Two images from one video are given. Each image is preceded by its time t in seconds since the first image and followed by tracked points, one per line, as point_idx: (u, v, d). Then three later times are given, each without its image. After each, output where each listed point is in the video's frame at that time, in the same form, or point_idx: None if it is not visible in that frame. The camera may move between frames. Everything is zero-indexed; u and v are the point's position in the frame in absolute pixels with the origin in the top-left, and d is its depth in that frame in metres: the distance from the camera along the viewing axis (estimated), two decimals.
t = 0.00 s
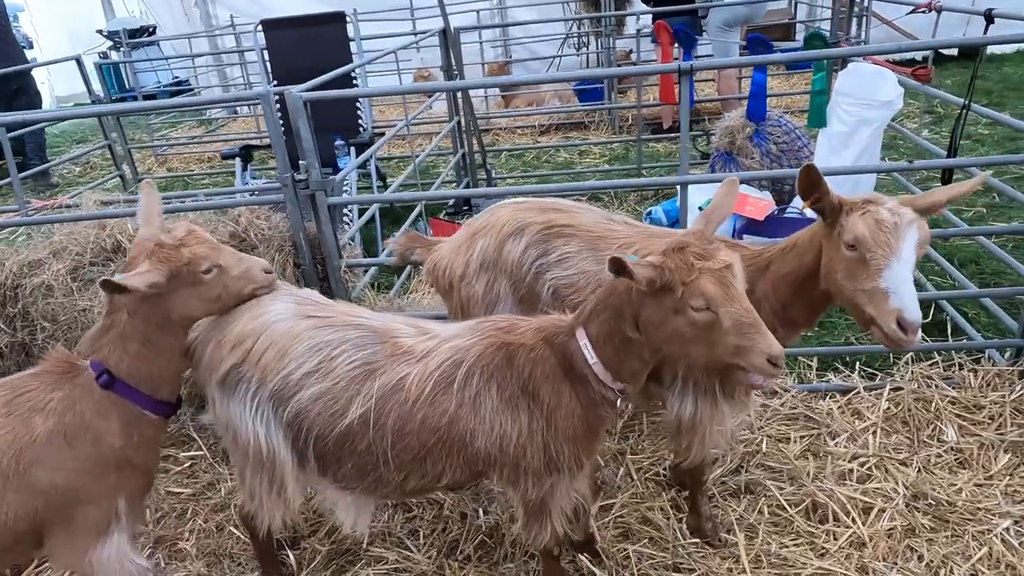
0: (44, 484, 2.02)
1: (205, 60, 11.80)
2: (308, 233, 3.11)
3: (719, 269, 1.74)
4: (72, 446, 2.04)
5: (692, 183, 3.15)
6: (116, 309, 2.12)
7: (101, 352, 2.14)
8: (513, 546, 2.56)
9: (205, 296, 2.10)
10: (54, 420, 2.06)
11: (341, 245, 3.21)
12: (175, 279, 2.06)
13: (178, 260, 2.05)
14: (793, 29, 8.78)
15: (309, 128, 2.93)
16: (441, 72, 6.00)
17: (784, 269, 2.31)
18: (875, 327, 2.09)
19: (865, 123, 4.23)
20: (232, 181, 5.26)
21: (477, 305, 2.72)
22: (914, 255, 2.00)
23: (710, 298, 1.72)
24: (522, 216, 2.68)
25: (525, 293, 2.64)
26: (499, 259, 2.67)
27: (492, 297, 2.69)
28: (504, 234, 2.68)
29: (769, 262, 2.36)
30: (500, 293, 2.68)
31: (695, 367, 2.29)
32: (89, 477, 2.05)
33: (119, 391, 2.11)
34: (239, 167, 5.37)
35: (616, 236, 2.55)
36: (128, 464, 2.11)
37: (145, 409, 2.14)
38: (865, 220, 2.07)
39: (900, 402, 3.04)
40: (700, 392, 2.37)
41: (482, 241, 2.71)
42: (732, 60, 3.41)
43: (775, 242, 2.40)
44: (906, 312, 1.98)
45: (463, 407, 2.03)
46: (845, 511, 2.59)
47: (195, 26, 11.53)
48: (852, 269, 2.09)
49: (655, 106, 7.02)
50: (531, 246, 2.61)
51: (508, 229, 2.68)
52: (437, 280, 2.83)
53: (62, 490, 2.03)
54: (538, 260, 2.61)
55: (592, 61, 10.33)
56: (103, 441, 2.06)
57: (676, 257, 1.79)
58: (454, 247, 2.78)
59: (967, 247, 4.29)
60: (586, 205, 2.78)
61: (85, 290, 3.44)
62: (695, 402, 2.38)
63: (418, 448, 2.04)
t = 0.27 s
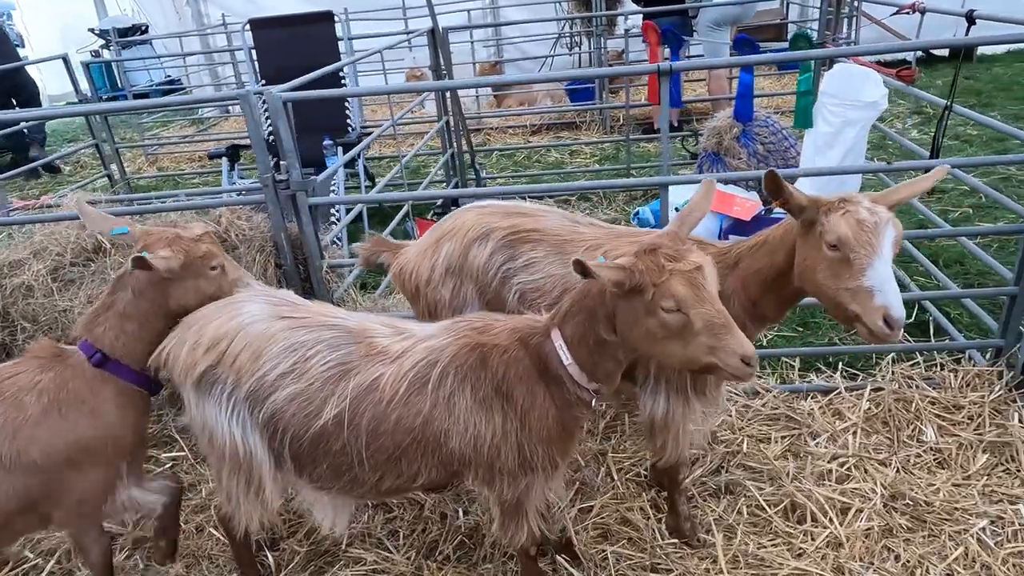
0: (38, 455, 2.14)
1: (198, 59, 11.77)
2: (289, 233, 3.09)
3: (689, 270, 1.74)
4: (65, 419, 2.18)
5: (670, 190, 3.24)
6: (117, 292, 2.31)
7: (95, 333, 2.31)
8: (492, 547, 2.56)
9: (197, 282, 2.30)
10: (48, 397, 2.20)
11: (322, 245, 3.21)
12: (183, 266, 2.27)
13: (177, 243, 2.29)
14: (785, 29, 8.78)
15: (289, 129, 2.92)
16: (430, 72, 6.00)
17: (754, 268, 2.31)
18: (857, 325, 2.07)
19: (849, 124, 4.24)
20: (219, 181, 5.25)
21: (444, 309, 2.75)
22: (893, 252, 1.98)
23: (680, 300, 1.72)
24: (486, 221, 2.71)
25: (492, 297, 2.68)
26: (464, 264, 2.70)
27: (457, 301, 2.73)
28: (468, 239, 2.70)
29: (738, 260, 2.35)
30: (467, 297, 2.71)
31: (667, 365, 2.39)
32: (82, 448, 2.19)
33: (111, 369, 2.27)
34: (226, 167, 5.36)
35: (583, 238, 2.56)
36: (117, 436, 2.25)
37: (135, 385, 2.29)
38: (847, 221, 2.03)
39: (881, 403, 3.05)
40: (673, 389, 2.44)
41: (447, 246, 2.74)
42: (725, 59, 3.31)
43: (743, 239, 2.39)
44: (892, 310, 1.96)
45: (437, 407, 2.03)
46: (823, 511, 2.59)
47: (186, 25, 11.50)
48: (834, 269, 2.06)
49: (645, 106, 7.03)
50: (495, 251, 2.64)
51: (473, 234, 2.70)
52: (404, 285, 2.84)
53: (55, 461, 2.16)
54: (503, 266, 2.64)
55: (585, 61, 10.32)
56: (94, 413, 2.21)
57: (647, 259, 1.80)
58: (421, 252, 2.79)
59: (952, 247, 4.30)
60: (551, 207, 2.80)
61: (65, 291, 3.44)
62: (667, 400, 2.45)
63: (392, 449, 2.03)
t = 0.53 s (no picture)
0: (51, 423, 2.15)
1: (190, 58, 11.73)
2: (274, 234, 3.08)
3: (660, 276, 1.75)
4: (80, 389, 2.20)
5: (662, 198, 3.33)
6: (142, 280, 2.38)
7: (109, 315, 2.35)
8: (476, 548, 2.56)
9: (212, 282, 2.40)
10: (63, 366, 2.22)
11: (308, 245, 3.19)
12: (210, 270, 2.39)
13: (203, 243, 2.42)
14: (777, 30, 8.80)
15: (275, 130, 2.90)
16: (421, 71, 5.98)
17: (733, 267, 2.30)
18: (837, 322, 2.09)
19: (838, 124, 4.22)
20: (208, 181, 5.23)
21: (422, 313, 2.77)
22: (871, 249, 2.01)
23: (651, 306, 1.73)
24: (463, 226, 2.72)
25: (470, 302, 2.69)
26: (440, 270, 2.71)
27: (434, 306, 2.75)
28: (445, 244, 2.72)
29: (717, 260, 2.35)
30: (445, 303, 2.73)
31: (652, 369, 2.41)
32: (97, 418, 2.21)
33: (123, 349, 2.31)
34: (215, 167, 5.35)
35: (560, 243, 2.57)
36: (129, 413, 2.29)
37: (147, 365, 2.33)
38: (825, 220, 2.04)
39: (866, 403, 3.05)
40: (657, 391, 2.45)
41: (423, 251, 2.76)
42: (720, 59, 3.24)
43: (721, 240, 2.39)
44: (871, 308, 1.98)
45: (419, 409, 2.02)
46: (807, 511, 2.60)
47: (179, 24, 11.47)
48: (814, 267, 2.07)
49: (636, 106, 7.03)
50: (472, 257, 2.65)
51: (450, 239, 2.71)
52: (381, 288, 2.87)
53: (67, 430, 2.17)
54: (479, 272, 2.65)
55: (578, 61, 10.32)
56: (109, 386, 2.24)
57: (620, 263, 1.80)
58: (398, 256, 2.82)
59: (940, 248, 4.31)
60: (528, 212, 2.81)
61: (48, 292, 3.43)
62: (650, 402, 2.46)
63: (373, 450, 2.03)
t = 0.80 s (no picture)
0: (64, 396, 2.26)
1: (185, 58, 11.71)
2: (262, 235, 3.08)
3: (631, 281, 1.75)
4: (93, 364, 2.30)
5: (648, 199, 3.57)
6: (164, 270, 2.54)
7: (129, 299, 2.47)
8: (464, 549, 2.56)
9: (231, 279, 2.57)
10: (78, 342, 2.33)
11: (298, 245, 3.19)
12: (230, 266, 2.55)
13: (227, 241, 2.58)
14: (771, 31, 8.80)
15: (263, 131, 2.90)
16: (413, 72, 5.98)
17: (719, 270, 2.32)
18: (823, 324, 2.09)
19: (828, 126, 4.23)
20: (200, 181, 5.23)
21: (409, 318, 2.78)
22: (857, 249, 2.01)
23: (621, 312, 1.74)
24: (448, 232, 2.73)
25: (457, 307, 2.70)
26: (426, 277, 2.72)
27: (423, 311, 2.76)
28: (430, 250, 2.72)
29: (703, 262, 2.37)
30: (430, 308, 2.75)
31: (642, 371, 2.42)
32: (110, 393, 2.32)
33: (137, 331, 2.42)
34: (206, 167, 5.34)
35: (545, 247, 2.58)
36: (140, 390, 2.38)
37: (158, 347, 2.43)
38: (809, 221, 2.04)
39: (854, 404, 3.06)
40: (645, 394, 2.46)
41: (408, 257, 2.76)
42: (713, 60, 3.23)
43: (707, 243, 2.41)
44: (857, 309, 1.98)
45: (404, 411, 2.02)
46: (793, 513, 2.60)
47: (173, 23, 11.44)
48: (799, 269, 2.07)
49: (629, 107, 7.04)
50: (457, 264, 2.66)
51: (435, 245, 2.72)
52: (366, 294, 2.86)
53: (80, 404, 2.27)
54: (466, 278, 2.66)
55: (573, 61, 10.32)
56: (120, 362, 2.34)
57: (596, 268, 1.81)
58: (382, 262, 2.82)
59: (930, 249, 4.32)
60: (514, 216, 2.82)
61: (36, 292, 3.44)
62: (639, 404, 2.46)
63: (359, 452, 2.03)
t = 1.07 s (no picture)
0: (85, 379, 2.32)
1: (179, 58, 11.69)
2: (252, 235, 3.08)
3: (619, 283, 1.75)
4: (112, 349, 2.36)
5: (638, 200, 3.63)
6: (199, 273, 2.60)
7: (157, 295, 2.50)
8: (455, 549, 2.56)
9: (267, 292, 2.65)
10: (98, 328, 2.39)
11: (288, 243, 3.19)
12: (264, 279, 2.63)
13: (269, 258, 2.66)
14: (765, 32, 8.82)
15: (254, 132, 2.89)
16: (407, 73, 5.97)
17: (707, 272, 2.33)
18: (811, 325, 2.09)
19: (820, 127, 4.24)
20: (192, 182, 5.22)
21: (399, 320, 2.78)
22: (843, 250, 2.01)
23: (609, 313, 1.74)
24: (437, 236, 2.73)
25: (446, 311, 2.70)
26: (416, 280, 2.72)
27: (412, 314, 2.76)
28: (419, 253, 2.73)
29: (692, 265, 2.38)
30: (419, 311, 2.75)
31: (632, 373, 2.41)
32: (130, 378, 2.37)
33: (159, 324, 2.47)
34: (199, 168, 5.34)
35: (535, 250, 2.58)
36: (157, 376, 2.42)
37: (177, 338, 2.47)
38: (795, 222, 2.05)
39: (845, 404, 3.07)
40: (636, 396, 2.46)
41: (398, 259, 2.76)
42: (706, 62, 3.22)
43: (696, 246, 2.42)
44: (844, 311, 1.98)
45: (393, 411, 2.02)
46: (783, 513, 2.61)
47: (168, 23, 11.41)
48: (786, 270, 2.08)
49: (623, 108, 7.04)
50: (446, 267, 2.67)
51: (424, 248, 2.72)
52: (355, 297, 2.86)
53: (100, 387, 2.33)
54: (454, 281, 2.66)
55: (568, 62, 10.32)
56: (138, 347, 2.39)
57: (584, 269, 1.81)
58: (371, 264, 2.82)
59: (921, 250, 4.34)
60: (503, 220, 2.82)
61: (26, 293, 3.44)
62: (630, 407, 2.46)
63: (347, 452, 2.03)
